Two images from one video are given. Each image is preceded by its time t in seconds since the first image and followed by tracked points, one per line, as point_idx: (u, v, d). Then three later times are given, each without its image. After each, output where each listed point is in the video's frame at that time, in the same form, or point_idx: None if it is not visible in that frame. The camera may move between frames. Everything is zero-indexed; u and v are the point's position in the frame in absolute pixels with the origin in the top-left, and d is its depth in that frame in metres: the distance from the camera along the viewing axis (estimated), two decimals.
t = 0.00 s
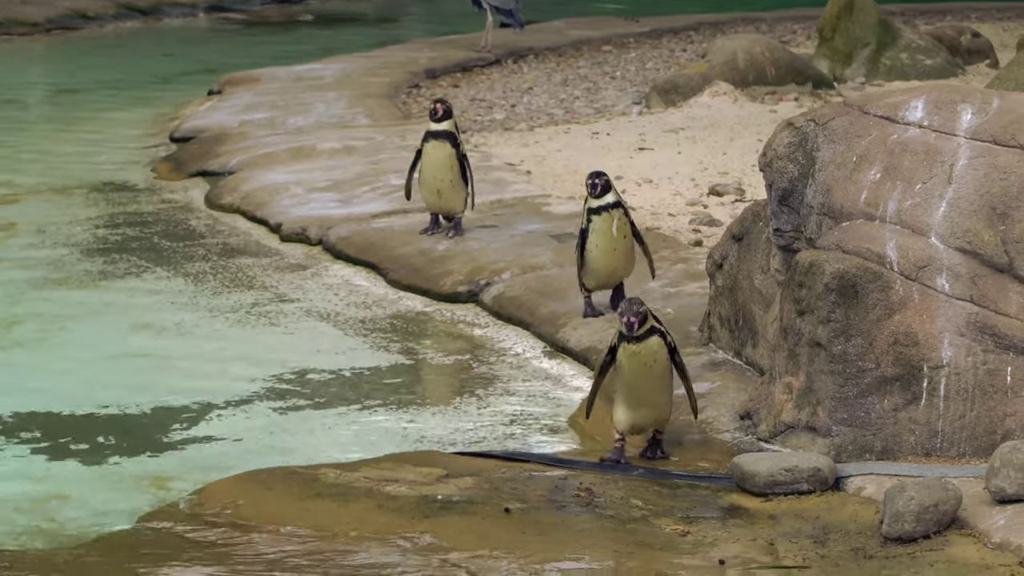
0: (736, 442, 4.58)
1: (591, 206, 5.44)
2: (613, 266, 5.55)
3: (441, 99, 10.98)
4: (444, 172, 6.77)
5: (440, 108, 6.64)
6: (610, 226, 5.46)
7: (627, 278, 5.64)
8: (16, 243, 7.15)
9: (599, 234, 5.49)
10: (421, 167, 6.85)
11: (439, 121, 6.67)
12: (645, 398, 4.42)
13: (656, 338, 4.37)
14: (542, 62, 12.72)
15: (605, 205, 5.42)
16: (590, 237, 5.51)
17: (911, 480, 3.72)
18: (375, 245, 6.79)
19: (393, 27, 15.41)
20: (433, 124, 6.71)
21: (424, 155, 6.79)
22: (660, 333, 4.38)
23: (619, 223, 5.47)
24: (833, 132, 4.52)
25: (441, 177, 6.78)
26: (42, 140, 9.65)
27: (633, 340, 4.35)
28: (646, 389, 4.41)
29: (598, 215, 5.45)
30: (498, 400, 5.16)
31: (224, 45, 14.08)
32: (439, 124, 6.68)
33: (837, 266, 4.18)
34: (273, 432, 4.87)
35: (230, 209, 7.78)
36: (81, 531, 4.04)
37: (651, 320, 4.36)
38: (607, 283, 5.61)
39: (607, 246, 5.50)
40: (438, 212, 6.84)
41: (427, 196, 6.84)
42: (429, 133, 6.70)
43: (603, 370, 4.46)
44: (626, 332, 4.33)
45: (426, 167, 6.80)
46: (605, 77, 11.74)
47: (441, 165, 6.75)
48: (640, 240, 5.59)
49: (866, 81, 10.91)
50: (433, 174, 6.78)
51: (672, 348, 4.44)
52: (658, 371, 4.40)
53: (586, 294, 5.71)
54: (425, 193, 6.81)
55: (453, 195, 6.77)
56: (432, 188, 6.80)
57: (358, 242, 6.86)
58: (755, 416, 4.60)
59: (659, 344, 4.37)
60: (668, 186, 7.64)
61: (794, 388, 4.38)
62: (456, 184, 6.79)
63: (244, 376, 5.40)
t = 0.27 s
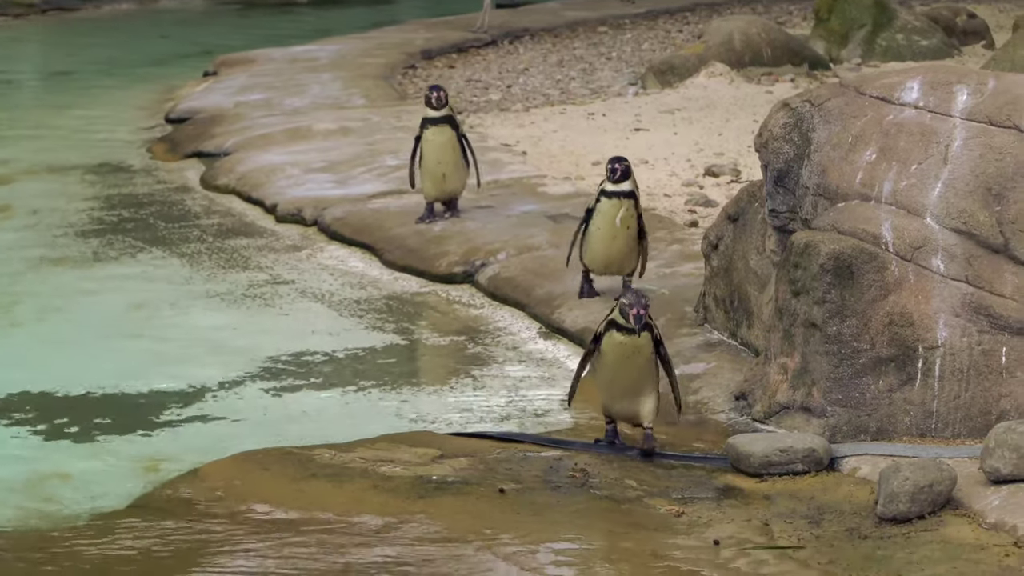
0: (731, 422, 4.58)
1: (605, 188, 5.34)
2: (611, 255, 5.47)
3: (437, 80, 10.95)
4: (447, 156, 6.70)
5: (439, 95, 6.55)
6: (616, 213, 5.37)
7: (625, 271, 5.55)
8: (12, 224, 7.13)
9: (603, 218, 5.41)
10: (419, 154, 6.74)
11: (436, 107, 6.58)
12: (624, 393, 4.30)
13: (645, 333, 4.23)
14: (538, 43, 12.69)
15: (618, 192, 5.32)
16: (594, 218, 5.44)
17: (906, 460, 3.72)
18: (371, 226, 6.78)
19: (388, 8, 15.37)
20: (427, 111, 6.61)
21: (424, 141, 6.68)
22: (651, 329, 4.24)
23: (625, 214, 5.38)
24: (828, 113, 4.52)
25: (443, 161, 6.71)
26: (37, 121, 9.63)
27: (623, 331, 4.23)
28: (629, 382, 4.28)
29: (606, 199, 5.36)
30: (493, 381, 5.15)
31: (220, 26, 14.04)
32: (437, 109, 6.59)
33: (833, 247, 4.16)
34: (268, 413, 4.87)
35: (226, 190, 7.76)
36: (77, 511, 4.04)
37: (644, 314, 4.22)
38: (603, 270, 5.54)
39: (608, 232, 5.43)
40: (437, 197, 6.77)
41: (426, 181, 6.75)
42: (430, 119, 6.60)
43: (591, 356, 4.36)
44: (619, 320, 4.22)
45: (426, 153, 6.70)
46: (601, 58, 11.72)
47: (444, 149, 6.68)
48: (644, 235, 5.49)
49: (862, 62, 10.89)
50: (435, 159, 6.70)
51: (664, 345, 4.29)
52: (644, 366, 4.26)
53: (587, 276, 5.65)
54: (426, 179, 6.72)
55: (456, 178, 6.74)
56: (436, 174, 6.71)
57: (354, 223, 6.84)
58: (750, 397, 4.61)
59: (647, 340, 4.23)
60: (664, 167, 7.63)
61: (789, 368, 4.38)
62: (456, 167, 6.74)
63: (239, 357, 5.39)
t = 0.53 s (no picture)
0: (722, 399, 4.57)
1: (594, 173, 5.32)
2: (614, 236, 5.41)
3: (428, 57, 10.92)
4: (438, 138, 6.68)
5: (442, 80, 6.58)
6: (611, 192, 5.36)
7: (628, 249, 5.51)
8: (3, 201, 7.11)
9: (600, 201, 5.37)
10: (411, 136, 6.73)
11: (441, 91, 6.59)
12: (633, 375, 4.22)
13: (652, 312, 4.17)
14: (530, 20, 12.65)
15: (604, 174, 5.31)
16: (590, 205, 5.38)
17: (897, 437, 3.73)
18: (362, 203, 6.77)
19: None
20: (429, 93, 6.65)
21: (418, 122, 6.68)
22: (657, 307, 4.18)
23: (621, 189, 5.38)
24: (820, 90, 4.51)
25: (434, 143, 6.69)
26: (28, 98, 9.59)
27: (631, 312, 4.15)
28: (638, 364, 4.20)
29: (599, 182, 5.33)
30: (485, 358, 5.15)
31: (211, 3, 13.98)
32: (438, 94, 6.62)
33: (825, 224, 4.17)
34: (260, 390, 4.87)
35: (217, 167, 7.74)
36: (69, 488, 4.03)
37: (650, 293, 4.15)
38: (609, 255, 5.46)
39: (609, 215, 5.38)
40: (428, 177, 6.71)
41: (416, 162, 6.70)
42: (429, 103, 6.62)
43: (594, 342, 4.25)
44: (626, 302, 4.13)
45: (417, 134, 6.69)
46: (593, 35, 11.69)
47: (437, 131, 6.66)
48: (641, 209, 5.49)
49: (854, 39, 10.87)
50: (427, 140, 6.67)
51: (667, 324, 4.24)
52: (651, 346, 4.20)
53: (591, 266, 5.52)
54: (416, 159, 6.68)
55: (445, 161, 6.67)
56: (423, 155, 6.68)
57: (345, 200, 6.83)
58: (742, 373, 4.62)
59: (654, 319, 4.17)
60: (656, 144, 7.62)
61: (781, 345, 4.38)
62: (448, 150, 6.71)
63: (231, 334, 5.38)
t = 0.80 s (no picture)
0: (720, 376, 4.58)
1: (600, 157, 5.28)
2: (608, 226, 5.37)
3: (425, 35, 10.90)
4: (444, 119, 6.62)
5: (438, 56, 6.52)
6: (613, 182, 5.30)
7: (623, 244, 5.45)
8: None
9: (600, 187, 5.33)
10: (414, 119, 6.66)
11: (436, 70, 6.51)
12: (632, 365, 4.14)
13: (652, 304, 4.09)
14: None
15: (614, 161, 5.26)
16: (590, 189, 5.36)
17: (895, 415, 3.74)
18: (359, 181, 6.76)
19: None
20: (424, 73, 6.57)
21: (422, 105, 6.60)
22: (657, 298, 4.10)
23: (623, 183, 5.30)
24: (817, 67, 4.51)
25: (440, 125, 6.62)
26: (24, 76, 9.57)
27: (632, 304, 4.06)
28: (637, 356, 4.13)
29: (603, 168, 5.29)
30: (483, 336, 5.15)
31: None
32: (436, 72, 6.54)
33: (822, 202, 4.17)
34: (257, 368, 4.87)
35: (214, 145, 7.73)
36: (67, 467, 4.04)
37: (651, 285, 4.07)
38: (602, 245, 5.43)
39: (605, 202, 5.34)
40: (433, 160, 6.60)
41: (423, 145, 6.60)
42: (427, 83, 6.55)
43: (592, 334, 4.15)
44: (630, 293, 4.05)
45: (422, 116, 6.62)
46: (590, 13, 11.66)
47: (442, 112, 6.60)
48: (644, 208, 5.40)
49: (851, 16, 10.86)
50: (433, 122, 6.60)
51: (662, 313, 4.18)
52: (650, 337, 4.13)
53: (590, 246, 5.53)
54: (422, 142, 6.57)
55: (453, 140, 6.64)
56: (432, 137, 6.59)
57: (343, 179, 6.83)
58: (740, 351, 4.62)
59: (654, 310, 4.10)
60: (653, 122, 7.61)
61: (778, 323, 4.39)
62: (453, 132, 6.64)
63: (229, 313, 5.39)
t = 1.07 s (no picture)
0: (718, 362, 4.58)
1: (599, 154, 5.08)
2: (624, 218, 5.18)
3: (422, 22, 10.87)
4: (444, 110, 6.57)
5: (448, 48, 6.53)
6: (620, 173, 5.12)
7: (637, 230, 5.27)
8: None
9: (607, 182, 5.14)
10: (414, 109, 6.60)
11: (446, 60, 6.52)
12: (654, 361, 4.06)
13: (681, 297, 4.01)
14: None
15: (613, 155, 5.07)
16: (597, 188, 5.15)
17: (893, 401, 3.73)
18: (357, 168, 6.75)
19: None
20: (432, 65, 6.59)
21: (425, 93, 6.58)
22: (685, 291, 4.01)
23: (629, 169, 5.14)
24: (814, 53, 4.50)
25: (440, 115, 6.56)
26: (21, 63, 9.55)
27: (659, 297, 3.98)
28: (663, 351, 4.05)
29: (607, 163, 5.09)
30: (481, 323, 5.14)
31: None
32: (446, 63, 6.55)
33: (819, 187, 4.16)
34: (255, 355, 4.87)
35: (211, 132, 7.72)
36: (64, 454, 4.03)
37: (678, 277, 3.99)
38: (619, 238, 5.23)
39: (618, 194, 5.14)
40: (428, 147, 6.54)
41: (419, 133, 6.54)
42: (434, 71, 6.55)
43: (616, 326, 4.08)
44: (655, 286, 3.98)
45: (423, 105, 6.58)
46: None
47: (443, 102, 6.56)
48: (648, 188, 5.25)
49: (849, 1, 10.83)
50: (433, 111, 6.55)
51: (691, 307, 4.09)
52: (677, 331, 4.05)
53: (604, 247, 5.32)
54: (419, 129, 6.52)
55: (451, 131, 6.57)
56: (432, 125, 6.53)
57: (340, 165, 6.81)
58: (737, 337, 4.62)
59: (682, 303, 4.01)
60: (650, 108, 7.59)
61: (776, 309, 4.39)
62: (452, 123, 6.57)
63: (226, 299, 5.38)
